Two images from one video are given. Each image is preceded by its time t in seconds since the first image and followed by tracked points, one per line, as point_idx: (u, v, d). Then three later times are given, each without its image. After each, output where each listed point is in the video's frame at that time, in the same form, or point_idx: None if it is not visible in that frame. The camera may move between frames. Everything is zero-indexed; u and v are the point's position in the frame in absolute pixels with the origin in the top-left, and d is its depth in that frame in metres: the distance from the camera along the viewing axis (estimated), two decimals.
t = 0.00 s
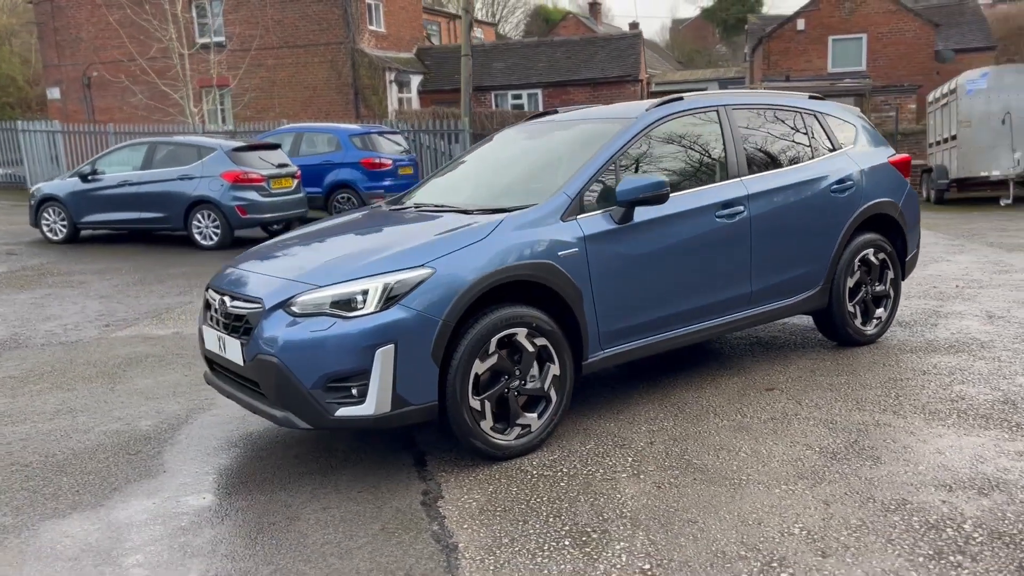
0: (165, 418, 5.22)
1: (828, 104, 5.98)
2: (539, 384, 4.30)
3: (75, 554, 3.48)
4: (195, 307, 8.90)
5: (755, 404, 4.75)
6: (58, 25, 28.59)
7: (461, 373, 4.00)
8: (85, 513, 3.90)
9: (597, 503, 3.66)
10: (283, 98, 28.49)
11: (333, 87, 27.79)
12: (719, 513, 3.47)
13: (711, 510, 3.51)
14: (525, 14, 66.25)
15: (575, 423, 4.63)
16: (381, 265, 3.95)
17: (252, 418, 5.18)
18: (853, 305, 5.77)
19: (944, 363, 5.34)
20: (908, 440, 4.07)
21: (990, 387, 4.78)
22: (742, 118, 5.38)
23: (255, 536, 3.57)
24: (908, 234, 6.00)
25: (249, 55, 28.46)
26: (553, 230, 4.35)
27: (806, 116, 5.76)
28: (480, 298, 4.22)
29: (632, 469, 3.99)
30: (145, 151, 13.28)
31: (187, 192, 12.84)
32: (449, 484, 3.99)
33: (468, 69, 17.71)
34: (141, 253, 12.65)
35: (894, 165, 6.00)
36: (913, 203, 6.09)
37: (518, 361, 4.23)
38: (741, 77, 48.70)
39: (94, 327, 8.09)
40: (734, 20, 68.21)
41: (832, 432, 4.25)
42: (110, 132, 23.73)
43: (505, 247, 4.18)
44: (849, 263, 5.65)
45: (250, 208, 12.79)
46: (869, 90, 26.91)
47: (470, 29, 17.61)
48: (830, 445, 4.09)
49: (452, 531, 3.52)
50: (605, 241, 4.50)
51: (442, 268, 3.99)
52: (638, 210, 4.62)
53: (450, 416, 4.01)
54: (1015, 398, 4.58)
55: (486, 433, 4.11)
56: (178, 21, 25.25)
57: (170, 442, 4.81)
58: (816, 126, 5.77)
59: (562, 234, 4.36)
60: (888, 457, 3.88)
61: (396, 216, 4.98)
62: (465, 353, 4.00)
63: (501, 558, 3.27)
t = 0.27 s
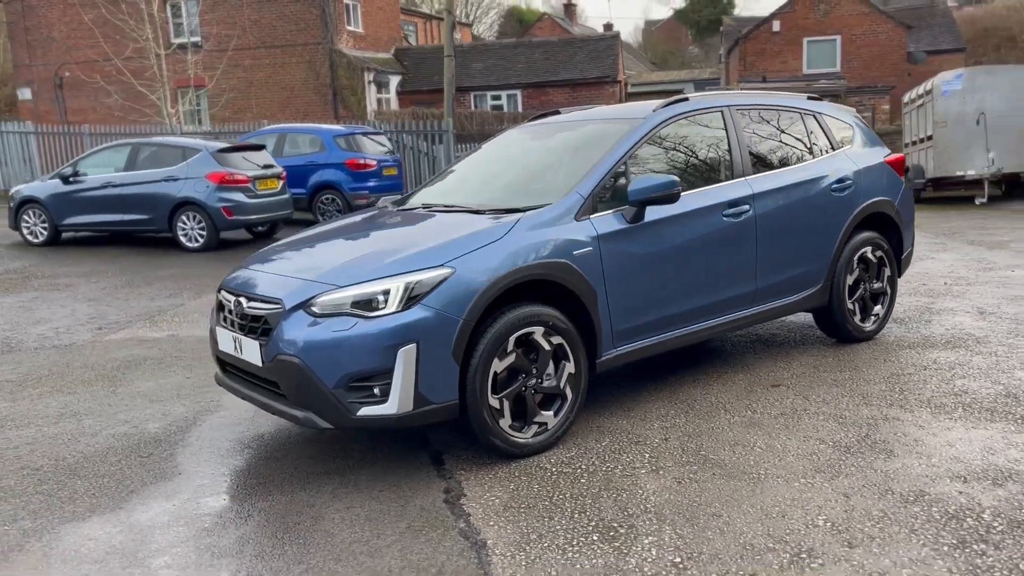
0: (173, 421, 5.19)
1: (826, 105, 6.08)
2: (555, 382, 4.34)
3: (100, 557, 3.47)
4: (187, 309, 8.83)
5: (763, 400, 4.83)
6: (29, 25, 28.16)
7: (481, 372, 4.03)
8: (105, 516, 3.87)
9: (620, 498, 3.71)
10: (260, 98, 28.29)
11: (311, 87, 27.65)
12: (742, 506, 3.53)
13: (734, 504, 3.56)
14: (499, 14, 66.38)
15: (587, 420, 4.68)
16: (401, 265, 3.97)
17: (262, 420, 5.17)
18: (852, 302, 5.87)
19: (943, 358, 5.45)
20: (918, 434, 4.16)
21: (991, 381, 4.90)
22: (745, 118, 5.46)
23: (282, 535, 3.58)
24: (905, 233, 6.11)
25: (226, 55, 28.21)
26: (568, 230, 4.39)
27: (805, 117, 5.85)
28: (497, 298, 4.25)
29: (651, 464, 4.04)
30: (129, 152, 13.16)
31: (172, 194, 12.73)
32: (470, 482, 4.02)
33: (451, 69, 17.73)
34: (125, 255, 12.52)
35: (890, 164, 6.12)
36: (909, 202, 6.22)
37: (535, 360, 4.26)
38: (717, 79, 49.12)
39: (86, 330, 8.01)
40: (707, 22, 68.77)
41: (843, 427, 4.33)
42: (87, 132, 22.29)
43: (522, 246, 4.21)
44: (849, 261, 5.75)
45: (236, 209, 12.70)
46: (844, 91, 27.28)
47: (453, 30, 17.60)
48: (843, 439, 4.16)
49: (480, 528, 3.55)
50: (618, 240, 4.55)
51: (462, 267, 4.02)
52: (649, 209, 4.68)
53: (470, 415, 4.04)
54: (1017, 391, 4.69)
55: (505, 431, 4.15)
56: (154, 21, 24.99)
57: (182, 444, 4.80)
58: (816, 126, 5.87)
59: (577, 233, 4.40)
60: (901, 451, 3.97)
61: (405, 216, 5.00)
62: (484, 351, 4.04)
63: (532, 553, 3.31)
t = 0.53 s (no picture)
0: (176, 420, 5.14)
1: (823, 101, 6.16)
2: (568, 375, 4.35)
3: (118, 555, 3.43)
4: (176, 308, 8.74)
5: (769, 392, 4.88)
6: None
7: (497, 365, 4.04)
8: (119, 516, 3.82)
9: (640, 489, 3.73)
10: (236, 97, 28.02)
11: (288, 87, 27.45)
12: (761, 495, 3.57)
13: (753, 493, 3.60)
14: (472, 14, 66.43)
15: (596, 414, 4.70)
16: (417, 259, 3.96)
17: (266, 417, 5.14)
18: (850, 296, 5.95)
19: (940, 349, 5.55)
20: (927, 423, 4.22)
21: (990, 371, 4.99)
22: (746, 114, 5.51)
23: (301, 531, 3.57)
24: (899, 227, 6.20)
25: (201, 54, 27.89)
26: (579, 224, 4.41)
27: (804, 112, 5.91)
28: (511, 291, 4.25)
29: (665, 456, 4.07)
30: (108, 151, 12.99)
31: (154, 194, 12.58)
32: (486, 476, 4.02)
33: (432, 68, 17.72)
34: (107, 256, 12.35)
35: (883, 160, 6.21)
36: (902, 197, 6.31)
37: (548, 353, 4.27)
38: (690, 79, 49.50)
39: (75, 330, 7.89)
40: (678, 23, 69.27)
41: (851, 417, 4.39)
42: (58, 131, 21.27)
43: (535, 241, 4.22)
44: (847, 255, 5.82)
45: (219, 208, 12.58)
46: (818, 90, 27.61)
47: (435, 29, 17.58)
48: (853, 429, 4.22)
49: (502, 521, 3.56)
50: (627, 234, 4.57)
51: (477, 261, 4.03)
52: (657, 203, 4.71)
53: (486, 408, 4.05)
54: (1017, 380, 4.78)
55: (520, 425, 4.16)
56: (127, 18, 24.65)
57: (188, 442, 4.75)
58: (813, 121, 5.94)
59: (588, 227, 4.42)
60: (912, 439, 4.02)
61: (412, 212, 4.99)
62: (499, 345, 4.04)
63: (557, 544, 3.32)
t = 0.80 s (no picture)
0: (179, 417, 5.04)
1: (824, 93, 6.17)
2: (585, 368, 4.30)
3: (139, 555, 3.34)
4: (165, 307, 8.58)
5: (781, 383, 4.87)
6: None
7: (517, 357, 3.99)
8: (135, 513, 3.73)
9: (666, 480, 3.70)
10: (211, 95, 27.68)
11: (264, 85, 27.15)
12: (789, 484, 3.54)
13: (781, 482, 3.57)
14: (445, 14, 66.31)
15: (610, 406, 4.67)
16: (435, 250, 3.90)
17: (273, 415, 5.06)
18: (853, 287, 5.96)
19: (944, 339, 5.59)
20: (944, 411, 4.24)
21: (997, 360, 5.03)
22: (752, 105, 5.51)
23: (325, 528, 3.49)
24: (899, 219, 6.23)
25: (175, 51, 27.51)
26: (595, 214, 4.37)
27: (807, 105, 5.92)
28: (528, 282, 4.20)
29: (686, 447, 4.05)
30: (88, 147, 12.77)
31: (136, 191, 12.37)
32: (507, 470, 3.97)
33: (414, 65, 17.64)
34: (88, 254, 12.12)
35: (883, 153, 6.24)
36: (901, 190, 6.35)
37: (566, 345, 4.22)
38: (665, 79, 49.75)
39: (62, 329, 7.71)
40: (651, 23, 69.65)
41: (868, 407, 4.39)
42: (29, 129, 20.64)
43: (552, 231, 4.18)
44: (851, 247, 5.84)
45: (203, 206, 12.39)
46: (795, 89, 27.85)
47: (417, 27, 17.47)
48: (871, 417, 4.21)
49: (530, 513, 3.51)
50: (641, 225, 4.54)
51: (496, 251, 3.97)
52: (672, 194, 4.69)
53: (506, 401, 4.00)
54: None
55: (539, 418, 4.11)
56: (101, 14, 24.24)
57: (195, 440, 4.66)
58: (817, 113, 5.95)
59: (604, 218, 4.38)
60: (932, 427, 4.03)
61: (420, 204, 4.92)
62: (519, 337, 3.99)
63: (589, 536, 3.28)
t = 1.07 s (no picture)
0: (181, 421, 4.92)
1: (825, 90, 6.18)
2: (602, 367, 4.25)
3: (158, 563, 3.25)
4: (153, 309, 8.41)
5: (792, 381, 4.86)
6: None
7: (535, 357, 3.93)
8: (149, 521, 3.63)
9: (691, 480, 3.66)
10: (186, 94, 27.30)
11: (240, 83, 26.80)
12: (816, 482, 3.52)
13: (808, 480, 3.55)
14: (419, 12, 66.06)
15: (623, 405, 4.63)
16: (454, 248, 3.83)
17: (279, 418, 4.96)
18: (856, 284, 5.98)
19: (948, 335, 5.62)
20: (960, 406, 4.24)
21: (1003, 356, 5.05)
22: (758, 102, 5.48)
23: (348, 532, 3.42)
24: (899, 216, 6.26)
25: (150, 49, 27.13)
26: (611, 211, 4.32)
27: (810, 101, 5.92)
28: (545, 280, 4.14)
29: (706, 445, 4.02)
30: (67, 146, 12.54)
31: (117, 191, 12.16)
32: (527, 470, 3.91)
33: (396, 64, 17.52)
34: (68, 255, 11.89)
35: (883, 150, 6.26)
36: (900, 186, 6.38)
37: (583, 344, 4.17)
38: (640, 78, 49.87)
39: (49, 333, 7.52)
40: (624, 22, 69.83)
41: (883, 403, 4.38)
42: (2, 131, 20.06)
43: (569, 229, 4.12)
44: (854, 244, 5.85)
45: (186, 206, 12.19)
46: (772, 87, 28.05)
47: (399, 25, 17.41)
48: (887, 414, 4.21)
49: (556, 515, 3.45)
50: (655, 222, 4.50)
51: (515, 248, 3.91)
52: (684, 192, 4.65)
53: (525, 401, 3.94)
54: None
55: (557, 418, 4.05)
56: (73, 12, 23.84)
57: (202, 444, 4.55)
58: (819, 110, 5.95)
59: (619, 216, 4.34)
60: (950, 423, 4.03)
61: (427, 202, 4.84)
62: (537, 336, 3.93)
63: (621, 537, 3.23)
